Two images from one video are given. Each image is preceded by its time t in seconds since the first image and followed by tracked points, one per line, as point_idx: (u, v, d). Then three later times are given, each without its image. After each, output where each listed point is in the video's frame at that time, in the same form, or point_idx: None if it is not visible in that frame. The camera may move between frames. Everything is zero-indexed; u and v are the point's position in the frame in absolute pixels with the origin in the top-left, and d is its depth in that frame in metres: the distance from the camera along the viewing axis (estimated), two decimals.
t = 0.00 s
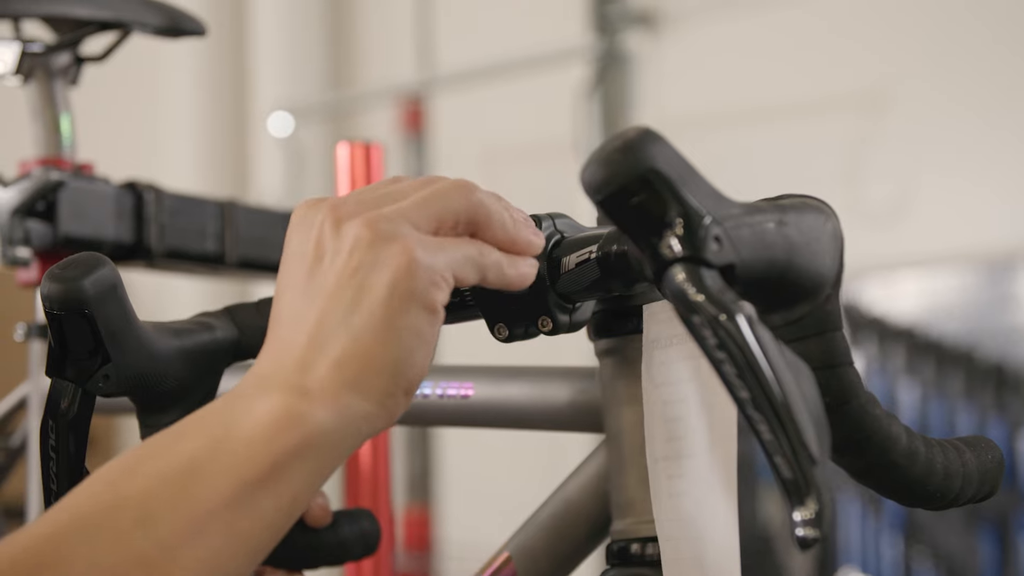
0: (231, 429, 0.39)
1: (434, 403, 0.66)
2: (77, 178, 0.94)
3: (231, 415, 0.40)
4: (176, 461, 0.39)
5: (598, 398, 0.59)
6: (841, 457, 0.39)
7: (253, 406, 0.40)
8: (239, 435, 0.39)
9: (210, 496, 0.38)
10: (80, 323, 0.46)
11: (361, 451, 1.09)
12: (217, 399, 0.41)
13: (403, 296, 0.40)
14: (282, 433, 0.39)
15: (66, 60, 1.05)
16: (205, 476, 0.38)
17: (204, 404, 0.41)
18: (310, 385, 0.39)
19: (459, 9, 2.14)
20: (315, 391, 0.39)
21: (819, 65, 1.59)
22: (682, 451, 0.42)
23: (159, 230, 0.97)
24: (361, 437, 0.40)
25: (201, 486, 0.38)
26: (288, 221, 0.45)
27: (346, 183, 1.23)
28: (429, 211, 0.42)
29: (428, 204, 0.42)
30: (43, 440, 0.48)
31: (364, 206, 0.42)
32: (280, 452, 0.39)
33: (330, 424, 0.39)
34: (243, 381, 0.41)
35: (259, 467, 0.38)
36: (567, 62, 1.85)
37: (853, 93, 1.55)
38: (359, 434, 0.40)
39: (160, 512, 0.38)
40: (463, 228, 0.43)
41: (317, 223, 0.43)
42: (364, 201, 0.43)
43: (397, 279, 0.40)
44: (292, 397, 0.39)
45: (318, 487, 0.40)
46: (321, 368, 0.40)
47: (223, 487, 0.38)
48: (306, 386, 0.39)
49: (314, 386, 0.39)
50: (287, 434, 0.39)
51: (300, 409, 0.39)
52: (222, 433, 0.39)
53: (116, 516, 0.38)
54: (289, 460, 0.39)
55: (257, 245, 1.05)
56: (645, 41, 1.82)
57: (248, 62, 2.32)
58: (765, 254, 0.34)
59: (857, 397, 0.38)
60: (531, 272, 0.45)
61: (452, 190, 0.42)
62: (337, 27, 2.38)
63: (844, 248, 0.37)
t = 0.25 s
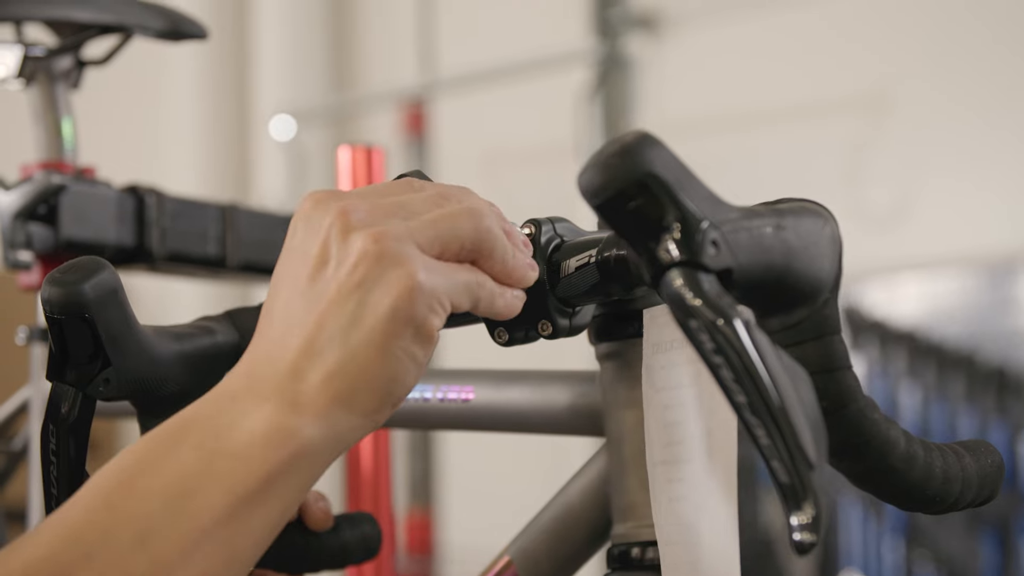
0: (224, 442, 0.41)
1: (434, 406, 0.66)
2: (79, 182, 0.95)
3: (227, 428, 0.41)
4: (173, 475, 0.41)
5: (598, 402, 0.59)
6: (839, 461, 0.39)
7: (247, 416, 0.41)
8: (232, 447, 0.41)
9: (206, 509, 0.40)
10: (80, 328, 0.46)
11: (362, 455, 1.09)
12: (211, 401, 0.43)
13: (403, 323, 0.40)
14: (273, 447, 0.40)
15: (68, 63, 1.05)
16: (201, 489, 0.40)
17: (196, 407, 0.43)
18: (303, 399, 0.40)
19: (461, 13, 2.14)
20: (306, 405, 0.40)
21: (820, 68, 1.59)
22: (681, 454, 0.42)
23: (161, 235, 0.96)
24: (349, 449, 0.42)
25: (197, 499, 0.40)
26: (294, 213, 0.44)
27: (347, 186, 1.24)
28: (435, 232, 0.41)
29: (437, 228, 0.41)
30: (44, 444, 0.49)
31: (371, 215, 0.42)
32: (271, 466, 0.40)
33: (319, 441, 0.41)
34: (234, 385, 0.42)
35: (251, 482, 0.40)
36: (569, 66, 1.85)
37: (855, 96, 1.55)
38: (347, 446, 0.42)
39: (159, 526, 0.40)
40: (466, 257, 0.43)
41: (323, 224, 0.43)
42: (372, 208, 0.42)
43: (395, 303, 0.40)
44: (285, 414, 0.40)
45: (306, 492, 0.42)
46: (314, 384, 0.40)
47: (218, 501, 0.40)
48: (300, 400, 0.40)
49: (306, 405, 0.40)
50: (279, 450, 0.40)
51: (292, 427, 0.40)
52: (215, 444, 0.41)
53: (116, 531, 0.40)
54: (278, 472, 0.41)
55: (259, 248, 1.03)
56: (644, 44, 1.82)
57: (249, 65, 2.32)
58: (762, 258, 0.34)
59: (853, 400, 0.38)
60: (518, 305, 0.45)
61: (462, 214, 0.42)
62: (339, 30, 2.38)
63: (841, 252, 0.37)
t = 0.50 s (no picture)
0: (198, 438, 0.41)
1: (434, 405, 0.66)
2: (79, 181, 0.95)
3: (202, 424, 0.41)
4: (148, 474, 0.41)
5: (598, 400, 0.59)
6: (837, 457, 0.39)
7: (221, 411, 0.41)
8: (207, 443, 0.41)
9: (179, 505, 0.40)
10: (78, 327, 0.46)
11: (363, 455, 1.09)
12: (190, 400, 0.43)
13: (379, 314, 0.40)
14: (245, 441, 0.40)
15: (68, 63, 1.05)
16: (175, 486, 0.40)
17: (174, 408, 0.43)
18: (275, 392, 0.40)
19: (462, 14, 2.14)
20: (279, 398, 0.40)
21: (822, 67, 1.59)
22: (679, 451, 0.42)
23: (161, 234, 0.96)
24: (324, 445, 0.41)
25: (170, 496, 0.40)
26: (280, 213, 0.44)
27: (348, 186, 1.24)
28: (415, 227, 0.41)
29: (419, 223, 0.42)
30: (42, 443, 0.48)
31: (353, 210, 0.42)
32: (243, 460, 0.40)
33: (292, 434, 0.40)
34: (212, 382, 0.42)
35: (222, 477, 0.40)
36: (570, 66, 1.85)
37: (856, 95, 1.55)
38: (323, 443, 0.41)
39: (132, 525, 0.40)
40: (456, 240, 0.43)
41: (306, 223, 0.43)
42: (356, 202, 0.42)
43: (370, 295, 0.40)
44: (257, 407, 0.40)
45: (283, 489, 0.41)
46: (287, 376, 0.40)
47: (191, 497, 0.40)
48: (273, 392, 0.40)
49: (278, 397, 0.40)
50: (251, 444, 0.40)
51: (264, 420, 0.40)
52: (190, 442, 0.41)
53: (91, 532, 0.40)
54: (249, 467, 0.40)
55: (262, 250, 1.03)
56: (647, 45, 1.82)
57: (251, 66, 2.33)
58: (760, 253, 0.34)
59: (854, 396, 0.38)
60: (514, 292, 0.44)
61: (439, 204, 0.42)
62: (341, 32, 2.38)
63: (839, 247, 0.37)
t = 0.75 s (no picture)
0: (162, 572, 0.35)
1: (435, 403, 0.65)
2: (81, 180, 0.93)
3: (168, 555, 0.35)
4: None
5: (599, 398, 0.58)
6: (838, 453, 0.39)
7: (188, 542, 0.35)
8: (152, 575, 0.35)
9: None
10: (76, 323, 0.46)
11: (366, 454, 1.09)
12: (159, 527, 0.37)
13: (369, 442, 0.35)
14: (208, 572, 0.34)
15: (70, 63, 1.05)
16: None
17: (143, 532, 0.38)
18: (247, 525, 0.34)
19: (467, 14, 2.14)
20: (253, 532, 0.34)
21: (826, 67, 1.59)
22: (678, 448, 0.41)
23: (163, 233, 0.96)
24: None
25: None
26: (269, 337, 0.38)
27: (351, 184, 1.24)
28: (405, 350, 0.36)
29: (406, 343, 0.36)
30: (42, 440, 0.48)
31: (339, 330, 0.36)
32: None
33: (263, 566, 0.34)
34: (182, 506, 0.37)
35: None
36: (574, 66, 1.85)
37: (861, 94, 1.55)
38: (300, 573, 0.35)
39: None
40: (446, 355, 0.37)
41: (293, 349, 0.37)
42: (344, 320, 0.36)
43: (357, 426, 0.34)
44: (229, 535, 0.34)
45: None
46: (263, 507, 0.34)
47: None
48: (247, 523, 0.34)
49: (252, 527, 0.34)
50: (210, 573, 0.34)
51: (234, 550, 0.34)
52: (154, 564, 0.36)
53: None
54: None
55: (263, 246, 1.06)
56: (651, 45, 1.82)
57: (255, 67, 2.33)
58: (760, 248, 0.34)
59: (853, 392, 0.37)
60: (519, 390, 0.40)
61: (427, 319, 0.36)
62: (346, 33, 2.38)
63: (839, 243, 0.37)
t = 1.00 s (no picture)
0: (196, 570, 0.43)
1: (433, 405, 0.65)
2: (81, 181, 0.93)
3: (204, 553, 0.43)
4: None
5: (597, 400, 0.58)
6: (836, 455, 0.39)
7: (217, 547, 0.43)
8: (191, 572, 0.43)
9: None
10: (75, 326, 0.45)
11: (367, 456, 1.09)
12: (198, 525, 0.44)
13: (382, 454, 0.43)
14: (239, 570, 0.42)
15: (70, 64, 1.05)
16: None
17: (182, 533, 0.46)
18: (270, 536, 0.42)
19: (468, 14, 2.14)
20: (275, 540, 0.42)
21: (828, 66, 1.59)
22: (676, 452, 0.41)
23: (164, 234, 0.96)
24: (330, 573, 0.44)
25: None
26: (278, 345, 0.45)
27: (352, 186, 1.24)
28: (410, 362, 0.43)
29: (411, 357, 0.43)
30: (40, 443, 0.48)
31: (351, 347, 0.43)
32: None
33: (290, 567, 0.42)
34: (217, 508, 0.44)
35: None
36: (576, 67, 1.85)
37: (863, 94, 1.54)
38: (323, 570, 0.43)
39: None
40: (453, 360, 0.44)
41: (302, 364, 0.44)
42: (349, 336, 0.44)
43: (373, 439, 0.42)
44: (254, 543, 0.42)
45: None
46: (287, 516, 0.42)
47: None
48: (270, 531, 0.42)
49: (273, 538, 0.42)
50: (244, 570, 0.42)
51: (257, 558, 0.42)
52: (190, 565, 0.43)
53: None
54: None
55: (262, 249, 1.05)
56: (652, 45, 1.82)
57: (256, 68, 2.33)
58: (758, 251, 0.33)
59: (851, 395, 0.37)
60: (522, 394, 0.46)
61: (433, 332, 0.43)
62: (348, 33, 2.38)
63: (838, 246, 0.36)
